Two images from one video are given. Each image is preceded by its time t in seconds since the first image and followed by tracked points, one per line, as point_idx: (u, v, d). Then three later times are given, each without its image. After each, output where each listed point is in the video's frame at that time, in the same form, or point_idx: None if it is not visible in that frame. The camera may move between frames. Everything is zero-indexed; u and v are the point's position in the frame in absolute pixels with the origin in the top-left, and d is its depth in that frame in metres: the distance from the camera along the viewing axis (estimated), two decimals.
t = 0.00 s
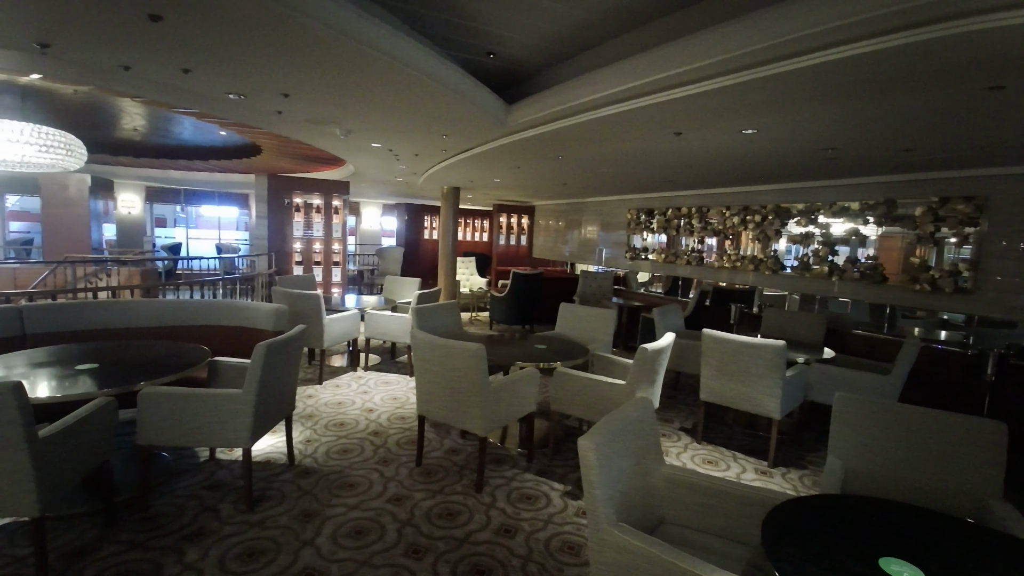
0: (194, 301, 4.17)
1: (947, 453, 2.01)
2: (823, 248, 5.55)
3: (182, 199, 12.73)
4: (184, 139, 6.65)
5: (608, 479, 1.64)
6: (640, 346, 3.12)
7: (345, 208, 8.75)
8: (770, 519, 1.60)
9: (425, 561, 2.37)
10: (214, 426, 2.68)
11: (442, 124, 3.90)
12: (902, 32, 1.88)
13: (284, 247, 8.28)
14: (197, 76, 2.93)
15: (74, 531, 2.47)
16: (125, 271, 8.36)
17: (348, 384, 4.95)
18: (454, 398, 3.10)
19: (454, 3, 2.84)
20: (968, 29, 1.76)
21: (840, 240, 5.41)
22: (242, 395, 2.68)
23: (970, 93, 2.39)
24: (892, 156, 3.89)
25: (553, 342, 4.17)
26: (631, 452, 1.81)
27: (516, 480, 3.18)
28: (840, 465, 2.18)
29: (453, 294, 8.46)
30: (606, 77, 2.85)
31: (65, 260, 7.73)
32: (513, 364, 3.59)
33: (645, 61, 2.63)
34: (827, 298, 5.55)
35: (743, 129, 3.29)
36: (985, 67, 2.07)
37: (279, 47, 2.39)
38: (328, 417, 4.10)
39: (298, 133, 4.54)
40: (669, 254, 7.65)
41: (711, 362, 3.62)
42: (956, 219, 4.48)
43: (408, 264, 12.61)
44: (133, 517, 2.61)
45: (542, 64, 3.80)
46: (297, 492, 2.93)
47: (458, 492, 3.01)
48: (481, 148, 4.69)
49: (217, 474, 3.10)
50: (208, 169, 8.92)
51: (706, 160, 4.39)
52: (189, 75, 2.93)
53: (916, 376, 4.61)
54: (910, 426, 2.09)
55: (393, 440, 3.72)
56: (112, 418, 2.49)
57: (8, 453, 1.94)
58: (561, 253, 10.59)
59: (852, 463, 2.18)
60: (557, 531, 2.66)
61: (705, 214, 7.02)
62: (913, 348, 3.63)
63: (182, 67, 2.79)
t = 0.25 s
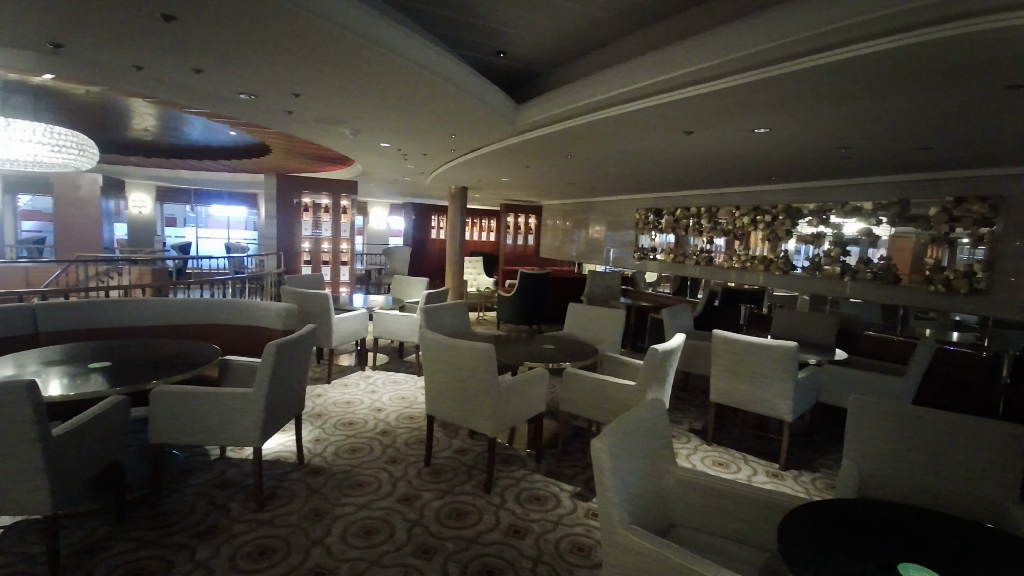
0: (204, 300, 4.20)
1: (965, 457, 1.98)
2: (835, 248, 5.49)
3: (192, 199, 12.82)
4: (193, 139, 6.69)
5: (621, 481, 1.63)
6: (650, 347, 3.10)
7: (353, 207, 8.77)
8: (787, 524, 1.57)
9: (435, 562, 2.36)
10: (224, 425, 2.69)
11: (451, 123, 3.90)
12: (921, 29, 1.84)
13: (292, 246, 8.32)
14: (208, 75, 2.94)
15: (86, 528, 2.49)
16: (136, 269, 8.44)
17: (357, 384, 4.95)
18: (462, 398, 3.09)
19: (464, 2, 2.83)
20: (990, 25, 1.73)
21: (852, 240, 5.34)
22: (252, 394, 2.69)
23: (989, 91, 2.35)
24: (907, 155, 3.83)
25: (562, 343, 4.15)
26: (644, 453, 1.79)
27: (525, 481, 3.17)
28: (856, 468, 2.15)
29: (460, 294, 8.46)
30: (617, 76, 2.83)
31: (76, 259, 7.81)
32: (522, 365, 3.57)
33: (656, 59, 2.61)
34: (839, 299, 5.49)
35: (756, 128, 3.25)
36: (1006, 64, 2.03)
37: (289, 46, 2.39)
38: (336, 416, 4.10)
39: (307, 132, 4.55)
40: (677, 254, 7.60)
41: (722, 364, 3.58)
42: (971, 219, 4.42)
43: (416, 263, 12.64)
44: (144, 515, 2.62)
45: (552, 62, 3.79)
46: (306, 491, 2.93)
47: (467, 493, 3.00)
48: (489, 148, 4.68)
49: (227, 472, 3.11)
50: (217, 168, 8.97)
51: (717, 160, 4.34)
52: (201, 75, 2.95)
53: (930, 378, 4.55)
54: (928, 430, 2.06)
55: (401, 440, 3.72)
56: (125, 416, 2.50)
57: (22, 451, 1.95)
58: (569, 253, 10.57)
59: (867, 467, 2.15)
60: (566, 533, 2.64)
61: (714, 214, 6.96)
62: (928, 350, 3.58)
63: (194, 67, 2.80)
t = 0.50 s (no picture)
0: (215, 300, 4.22)
1: (986, 462, 1.94)
2: (848, 249, 5.42)
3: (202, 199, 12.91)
4: (203, 139, 6.72)
5: (635, 484, 1.61)
6: (661, 348, 3.07)
7: (361, 207, 8.79)
8: (804, 531, 1.55)
9: (445, 563, 2.36)
10: (235, 424, 2.70)
11: (461, 123, 3.89)
12: (942, 26, 1.81)
13: (301, 246, 8.37)
14: (219, 76, 2.95)
15: (99, 526, 2.50)
16: (147, 269, 8.51)
17: (365, 384, 4.96)
18: (472, 399, 3.08)
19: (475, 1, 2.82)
20: (1013, 21, 1.69)
21: (866, 240, 5.28)
22: (263, 394, 2.70)
23: (1012, 89, 2.30)
24: (923, 155, 3.77)
25: (571, 343, 4.13)
26: (657, 456, 1.77)
27: (535, 482, 3.15)
28: (873, 472, 2.12)
29: (468, 294, 8.45)
30: (629, 75, 2.81)
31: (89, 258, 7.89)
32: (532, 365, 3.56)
33: (669, 57, 2.58)
34: (851, 300, 5.43)
35: (769, 127, 3.22)
36: None
37: (302, 47, 2.39)
38: (345, 416, 4.11)
39: (317, 132, 4.56)
40: (686, 254, 7.55)
41: (734, 365, 3.55)
42: (987, 220, 4.36)
43: (423, 263, 12.67)
44: (156, 513, 2.64)
45: (562, 61, 3.77)
46: (317, 491, 2.93)
47: (476, 493, 2.99)
48: (499, 148, 4.67)
49: (238, 471, 3.12)
50: (227, 169, 9.03)
51: (728, 159, 4.31)
52: (213, 75, 2.96)
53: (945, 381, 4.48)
54: (947, 434, 2.02)
55: (410, 440, 3.72)
56: (137, 415, 2.51)
57: (36, 450, 1.96)
58: (576, 253, 10.54)
59: (884, 471, 2.11)
60: (577, 535, 2.62)
61: (724, 214, 6.90)
62: (944, 353, 3.53)
63: (207, 67, 2.81)
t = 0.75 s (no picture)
0: (228, 300, 4.24)
1: (1012, 465, 1.90)
2: (863, 247, 5.34)
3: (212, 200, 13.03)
4: (214, 141, 6.77)
5: (652, 487, 1.59)
6: (675, 348, 3.04)
7: (371, 207, 8.81)
8: (826, 535, 1.52)
9: (458, 564, 2.35)
10: (249, 424, 2.71)
11: (472, 123, 3.89)
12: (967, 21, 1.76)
13: (311, 246, 8.41)
14: (232, 77, 2.97)
15: (115, 525, 2.52)
16: (160, 269, 8.60)
17: (376, 384, 4.97)
18: (484, 399, 3.07)
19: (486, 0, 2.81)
20: None
21: (881, 239, 5.20)
22: (276, 394, 2.71)
23: None
24: (941, 152, 3.71)
25: (582, 343, 4.11)
26: (674, 458, 1.75)
27: (547, 483, 3.14)
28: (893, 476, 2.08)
29: (477, 294, 8.45)
30: (641, 74, 2.78)
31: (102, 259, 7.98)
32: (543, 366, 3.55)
33: (682, 55, 2.55)
34: (865, 299, 5.36)
35: (784, 124, 3.18)
36: None
37: (316, 48, 2.40)
38: (356, 416, 4.12)
39: (328, 133, 4.57)
40: (697, 253, 7.50)
41: (747, 365, 3.51)
42: (1006, 218, 4.28)
43: (432, 263, 12.71)
44: (171, 513, 2.65)
45: (573, 60, 3.75)
46: (330, 491, 2.94)
47: (489, 494, 2.98)
48: (509, 147, 4.66)
49: (251, 471, 3.13)
50: (238, 170, 9.09)
51: (741, 158, 4.26)
52: (226, 77, 2.97)
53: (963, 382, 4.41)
54: (971, 437, 1.98)
55: (422, 440, 3.72)
56: (152, 415, 2.53)
57: (54, 450, 1.98)
58: (585, 253, 10.51)
59: (905, 475, 2.08)
60: (590, 537, 2.61)
61: (735, 213, 6.84)
62: (963, 353, 3.47)
63: (220, 69, 2.83)
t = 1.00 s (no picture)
0: (237, 302, 4.25)
1: None
2: (875, 245, 5.29)
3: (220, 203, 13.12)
4: (221, 144, 6.81)
5: (668, 488, 1.58)
6: (686, 348, 3.02)
7: (377, 209, 8.79)
8: (845, 537, 1.50)
9: (471, 566, 2.34)
10: (260, 427, 2.72)
11: (480, 124, 3.88)
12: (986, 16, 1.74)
13: (319, 249, 8.45)
14: (241, 81, 2.98)
15: (128, 528, 2.53)
16: (170, 272, 8.67)
17: (384, 385, 4.98)
18: (494, 400, 3.06)
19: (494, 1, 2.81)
20: None
21: (893, 237, 5.14)
22: (287, 396, 2.71)
23: None
24: (954, 148, 3.67)
25: (592, 344, 4.10)
26: (689, 459, 1.74)
27: (558, 484, 3.12)
28: (911, 476, 2.05)
29: (484, 295, 8.45)
30: (650, 73, 2.77)
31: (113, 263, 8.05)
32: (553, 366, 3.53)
33: (691, 53, 2.53)
34: (877, 298, 5.31)
35: (795, 122, 3.15)
36: None
37: (327, 50, 2.41)
38: (366, 417, 4.12)
39: (336, 135, 4.58)
40: (705, 253, 7.46)
41: (759, 365, 3.48)
42: (1020, 215, 4.24)
43: (438, 264, 12.74)
44: (184, 515, 2.66)
45: (581, 59, 3.74)
46: (341, 493, 2.94)
47: (499, 496, 2.98)
48: (516, 148, 4.65)
49: (262, 473, 3.14)
50: (245, 173, 9.14)
51: (750, 156, 4.24)
52: (236, 80, 2.99)
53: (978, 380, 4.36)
54: (990, 437, 1.95)
55: (431, 441, 3.71)
56: (165, 418, 2.54)
57: (68, 453, 1.98)
58: (592, 253, 10.49)
59: (923, 475, 2.05)
60: (602, 539, 2.59)
61: (744, 211, 6.80)
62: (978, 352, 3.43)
63: (230, 72, 2.84)
